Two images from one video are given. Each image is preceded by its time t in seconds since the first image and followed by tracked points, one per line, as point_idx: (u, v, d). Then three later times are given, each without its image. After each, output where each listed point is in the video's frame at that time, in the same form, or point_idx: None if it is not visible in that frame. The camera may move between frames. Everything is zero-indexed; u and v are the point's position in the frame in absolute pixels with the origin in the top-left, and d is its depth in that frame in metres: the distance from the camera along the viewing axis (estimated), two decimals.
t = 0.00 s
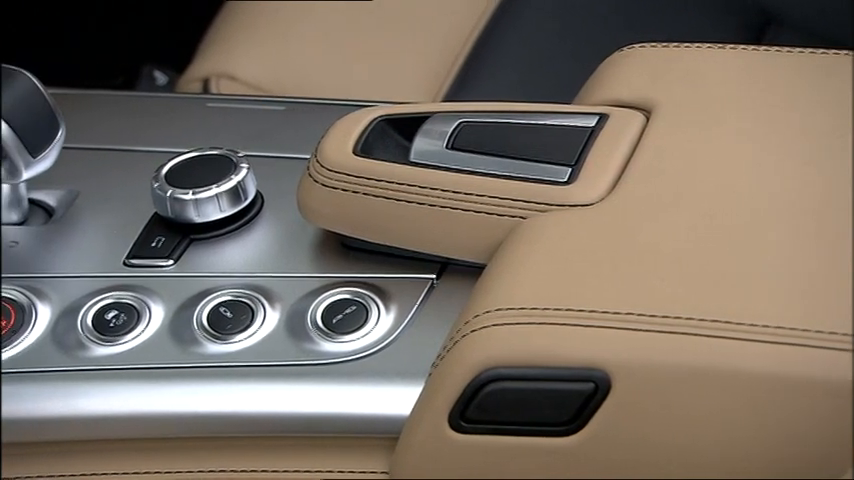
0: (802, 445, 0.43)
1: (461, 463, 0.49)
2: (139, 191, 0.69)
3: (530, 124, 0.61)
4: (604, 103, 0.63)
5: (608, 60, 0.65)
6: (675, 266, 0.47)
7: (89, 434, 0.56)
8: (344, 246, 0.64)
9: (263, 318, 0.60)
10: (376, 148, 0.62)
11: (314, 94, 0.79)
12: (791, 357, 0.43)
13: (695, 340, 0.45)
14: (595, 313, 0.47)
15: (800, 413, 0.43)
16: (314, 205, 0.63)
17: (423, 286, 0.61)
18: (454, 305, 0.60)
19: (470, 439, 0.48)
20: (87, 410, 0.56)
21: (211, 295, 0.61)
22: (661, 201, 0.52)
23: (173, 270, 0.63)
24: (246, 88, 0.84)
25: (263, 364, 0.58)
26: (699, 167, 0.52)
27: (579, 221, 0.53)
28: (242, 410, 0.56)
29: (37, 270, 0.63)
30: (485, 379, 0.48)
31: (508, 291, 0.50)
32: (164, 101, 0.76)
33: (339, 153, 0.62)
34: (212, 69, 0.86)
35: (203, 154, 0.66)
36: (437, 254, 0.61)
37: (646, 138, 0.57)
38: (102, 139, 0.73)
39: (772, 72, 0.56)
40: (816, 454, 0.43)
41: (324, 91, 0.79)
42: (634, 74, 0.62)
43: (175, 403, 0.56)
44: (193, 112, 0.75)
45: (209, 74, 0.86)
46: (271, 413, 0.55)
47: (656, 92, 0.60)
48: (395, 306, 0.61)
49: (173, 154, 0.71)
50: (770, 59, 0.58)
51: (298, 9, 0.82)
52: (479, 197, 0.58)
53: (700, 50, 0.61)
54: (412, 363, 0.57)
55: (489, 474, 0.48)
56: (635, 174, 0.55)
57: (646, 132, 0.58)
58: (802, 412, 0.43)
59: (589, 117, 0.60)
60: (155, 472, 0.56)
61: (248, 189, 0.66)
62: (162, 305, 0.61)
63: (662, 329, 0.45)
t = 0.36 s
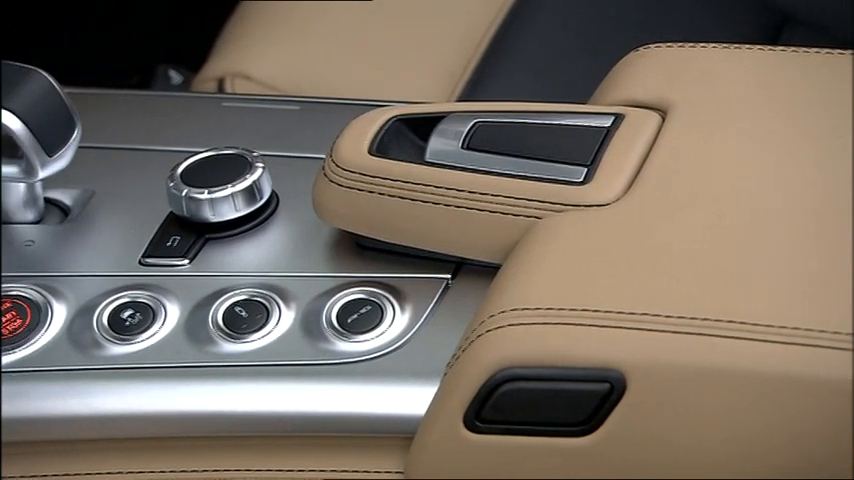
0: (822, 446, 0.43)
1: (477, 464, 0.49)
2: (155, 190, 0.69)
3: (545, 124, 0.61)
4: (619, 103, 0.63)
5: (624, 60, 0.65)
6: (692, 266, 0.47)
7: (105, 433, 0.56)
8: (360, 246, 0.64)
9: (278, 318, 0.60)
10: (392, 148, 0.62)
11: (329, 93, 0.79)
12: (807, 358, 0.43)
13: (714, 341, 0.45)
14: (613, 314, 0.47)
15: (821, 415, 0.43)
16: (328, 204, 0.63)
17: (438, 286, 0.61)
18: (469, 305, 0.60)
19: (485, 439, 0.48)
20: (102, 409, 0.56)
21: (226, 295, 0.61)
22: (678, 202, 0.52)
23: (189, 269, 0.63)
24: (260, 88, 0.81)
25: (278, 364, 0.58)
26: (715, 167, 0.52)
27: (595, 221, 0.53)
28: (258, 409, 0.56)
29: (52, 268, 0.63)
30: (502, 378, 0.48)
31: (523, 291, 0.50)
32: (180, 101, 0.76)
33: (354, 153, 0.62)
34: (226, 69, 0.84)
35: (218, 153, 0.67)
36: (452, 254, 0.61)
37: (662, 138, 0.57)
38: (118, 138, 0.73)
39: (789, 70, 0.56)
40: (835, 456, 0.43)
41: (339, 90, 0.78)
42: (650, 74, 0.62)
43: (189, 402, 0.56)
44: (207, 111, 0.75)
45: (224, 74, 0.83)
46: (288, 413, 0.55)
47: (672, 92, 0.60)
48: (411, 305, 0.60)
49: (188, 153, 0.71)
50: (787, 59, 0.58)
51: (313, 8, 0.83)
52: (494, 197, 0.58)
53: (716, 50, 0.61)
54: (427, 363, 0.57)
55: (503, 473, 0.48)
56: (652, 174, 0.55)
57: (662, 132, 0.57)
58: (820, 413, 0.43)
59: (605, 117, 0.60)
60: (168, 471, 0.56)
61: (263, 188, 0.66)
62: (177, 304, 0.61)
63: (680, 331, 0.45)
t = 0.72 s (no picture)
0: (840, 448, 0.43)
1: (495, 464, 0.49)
2: (171, 190, 0.69)
3: (561, 124, 0.61)
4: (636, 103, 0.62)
5: (641, 60, 0.65)
6: (712, 267, 0.47)
7: (122, 431, 0.56)
8: (375, 246, 0.64)
9: (294, 318, 0.60)
10: (408, 148, 0.62)
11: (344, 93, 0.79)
12: (827, 359, 0.43)
13: (733, 341, 0.44)
14: (631, 314, 0.47)
15: (838, 416, 0.43)
16: (344, 204, 0.63)
17: (454, 286, 0.61)
18: (485, 305, 0.60)
19: (500, 439, 0.48)
20: (119, 407, 0.56)
21: (243, 294, 0.61)
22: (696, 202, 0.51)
23: (205, 268, 0.63)
24: (275, 86, 0.81)
25: (295, 363, 0.58)
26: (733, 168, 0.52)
27: (612, 222, 0.53)
28: (276, 408, 0.56)
29: (68, 267, 0.64)
30: (520, 378, 0.48)
31: (540, 291, 0.50)
32: (197, 101, 0.77)
33: (370, 153, 0.62)
34: (241, 68, 0.84)
35: (234, 153, 0.67)
36: (468, 254, 0.61)
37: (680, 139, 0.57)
38: (134, 137, 0.73)
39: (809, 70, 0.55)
40: None
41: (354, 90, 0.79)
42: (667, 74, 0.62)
43: (205, 402, 0.56)
44: (223, 111, 0.75)
45: (239, 74, 0.83)
46: (305, 412, 0.56)
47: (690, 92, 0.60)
48: (426, 305, 0.60)
49: (204, 153, 0.71)
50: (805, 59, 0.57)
51: (328, 8, 0.84)
52: (510, 196, 0.58)
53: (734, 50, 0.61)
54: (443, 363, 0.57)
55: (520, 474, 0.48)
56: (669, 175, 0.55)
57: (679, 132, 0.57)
58: (838, 414, 0.43)
59: (622, 118, 0.60)
60: (187, 470, 0.57)
61: (279, 188, 0.66)
62: (193, 303, 0.61)
63: (699, 332, 0.45)
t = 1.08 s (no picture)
0: None
1: (512, 464, 0.49)
2: (187, 189, 0.69)
3: (577, 124, 0.61)
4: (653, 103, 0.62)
5: (657, 60, 0.65)
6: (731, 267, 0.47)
7: (138, 430, 0.56)
8: (391, 245, 0.64)
9: (310, 317, 0.60)
10: (424, 147, 0.62)
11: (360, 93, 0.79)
12: (845, 362, 0.43)
13: (752, 342, 0.44)
14: (649, 314, 0.47)
15: None
16: (361, 204, 0.63)
17: (470, 286, 0.61)
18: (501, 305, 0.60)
19: (514, 439, 0.49)
20: (136, 406, 0.56)
21: (258, 293, 0.61)
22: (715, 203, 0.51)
23: (221, 267, 0.63)
24: (291, 86, 0.83)
25: (311, 363, 0.58)
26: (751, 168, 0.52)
27: (630, 221, 0.53)
28: (292, 408, 0.56)
29: (85, 266, 0.64)
30: (538, 378, 0.48)
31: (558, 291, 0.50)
32: (213, 99, 0.77)
33: (387, 153, 0.62)
34: (258, 68, 0.86)
35: (250, 152, 0.67)
36: (483, 254, 0.61)
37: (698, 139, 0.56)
38: (151, 136, 0.73)
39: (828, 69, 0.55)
40: None
41: (370, 90, 0.79)
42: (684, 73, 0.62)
43: (221, 401, 0.56)
44: (239, 111, 0.75)
45: (256, 74, 0.86)
46: (322, 412, 0.56)
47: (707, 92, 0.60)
48: (442, 305, 0.60)
49: (220, 152, 0.71)
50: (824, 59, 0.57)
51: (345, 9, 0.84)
52: (526, 196, 0.58)
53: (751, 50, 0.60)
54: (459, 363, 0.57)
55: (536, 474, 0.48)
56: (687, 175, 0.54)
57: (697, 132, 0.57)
58: None
59: (639, 118, 0.60)
60: (200, 469, 0.57)
61: (295, 187, 0.66)
62: (209, 302, 0.61)
63: (718, 332, 0.45)
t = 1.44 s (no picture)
0: None
1: (530, 464, 0.49)
2: (203, 189, 0.69)
3: (593, 124, 0.61)
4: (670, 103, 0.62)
5: (673, 60, 0.65)
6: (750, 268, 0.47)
7: (155, 429, 0.57)
8: (407, 245, 0.64)
9: (326, 316, 0.60)
10: (440, 147, 0.62)
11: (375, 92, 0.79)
12: None
13: (771, 343, 0.44)
14: (668, 315, 0.47)
15: None
16: (377, 203, 0.63)
17: (486, 286, 0.61)
18: (516, 305, 0.60)
19: (530, 440, 0.49)
20: (153, 405, 0.57)
21: (274, 293, 0.62)
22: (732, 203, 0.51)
23: (237, 266, 0.64)
24: (307, 86, 0.83)
25: (327, 362, 0.58)
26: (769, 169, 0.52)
27: (647, 222, 0.53)
28: (309, 407, 0.56)
29: (101, 264, 0.64)
30: (557, 377, 0.48)
31: (575, 291, 0.50)
32: (227, 99, 0.77)
33: (403, 153, 0.62)
34: (273, 68, 0.86)
35: (266, 151, 0.67)
36: (499, 254, 0.61)
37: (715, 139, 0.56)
38: (167, 135, 0.74)
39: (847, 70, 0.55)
40: None
41: (385, 90, 0.79)
42: (700, 73, 0.62)
43: (237, 400, 0.56)
44: (254, 110, 0.75)
45: (270, 73, 0.85)
46: (338, 411, 0.56)
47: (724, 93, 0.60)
48: (458, 305, 0.60)
49: (236, 152, 0.72)
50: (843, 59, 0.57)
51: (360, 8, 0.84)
52: (542, 196, 0.58)
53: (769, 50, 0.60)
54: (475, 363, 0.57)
55: (553, 474, 0.48)
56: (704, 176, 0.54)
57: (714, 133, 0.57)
58: None
59: (655, 118, 0.60)
60: (218, 468, 0.57)
61: (310, 187, 0.66)
62: (225, 301, 0.61)
63: (736, 332, 0.45)
